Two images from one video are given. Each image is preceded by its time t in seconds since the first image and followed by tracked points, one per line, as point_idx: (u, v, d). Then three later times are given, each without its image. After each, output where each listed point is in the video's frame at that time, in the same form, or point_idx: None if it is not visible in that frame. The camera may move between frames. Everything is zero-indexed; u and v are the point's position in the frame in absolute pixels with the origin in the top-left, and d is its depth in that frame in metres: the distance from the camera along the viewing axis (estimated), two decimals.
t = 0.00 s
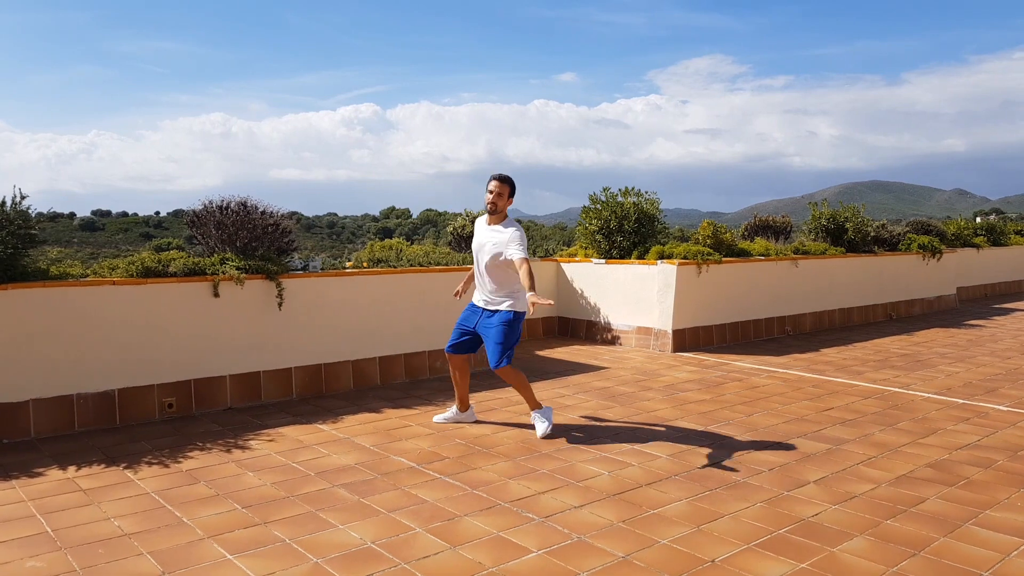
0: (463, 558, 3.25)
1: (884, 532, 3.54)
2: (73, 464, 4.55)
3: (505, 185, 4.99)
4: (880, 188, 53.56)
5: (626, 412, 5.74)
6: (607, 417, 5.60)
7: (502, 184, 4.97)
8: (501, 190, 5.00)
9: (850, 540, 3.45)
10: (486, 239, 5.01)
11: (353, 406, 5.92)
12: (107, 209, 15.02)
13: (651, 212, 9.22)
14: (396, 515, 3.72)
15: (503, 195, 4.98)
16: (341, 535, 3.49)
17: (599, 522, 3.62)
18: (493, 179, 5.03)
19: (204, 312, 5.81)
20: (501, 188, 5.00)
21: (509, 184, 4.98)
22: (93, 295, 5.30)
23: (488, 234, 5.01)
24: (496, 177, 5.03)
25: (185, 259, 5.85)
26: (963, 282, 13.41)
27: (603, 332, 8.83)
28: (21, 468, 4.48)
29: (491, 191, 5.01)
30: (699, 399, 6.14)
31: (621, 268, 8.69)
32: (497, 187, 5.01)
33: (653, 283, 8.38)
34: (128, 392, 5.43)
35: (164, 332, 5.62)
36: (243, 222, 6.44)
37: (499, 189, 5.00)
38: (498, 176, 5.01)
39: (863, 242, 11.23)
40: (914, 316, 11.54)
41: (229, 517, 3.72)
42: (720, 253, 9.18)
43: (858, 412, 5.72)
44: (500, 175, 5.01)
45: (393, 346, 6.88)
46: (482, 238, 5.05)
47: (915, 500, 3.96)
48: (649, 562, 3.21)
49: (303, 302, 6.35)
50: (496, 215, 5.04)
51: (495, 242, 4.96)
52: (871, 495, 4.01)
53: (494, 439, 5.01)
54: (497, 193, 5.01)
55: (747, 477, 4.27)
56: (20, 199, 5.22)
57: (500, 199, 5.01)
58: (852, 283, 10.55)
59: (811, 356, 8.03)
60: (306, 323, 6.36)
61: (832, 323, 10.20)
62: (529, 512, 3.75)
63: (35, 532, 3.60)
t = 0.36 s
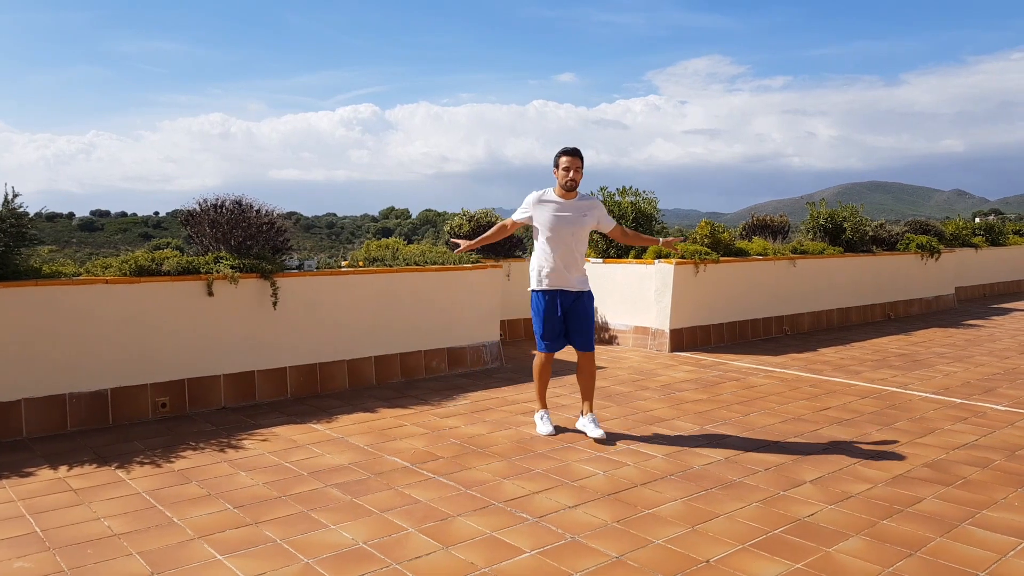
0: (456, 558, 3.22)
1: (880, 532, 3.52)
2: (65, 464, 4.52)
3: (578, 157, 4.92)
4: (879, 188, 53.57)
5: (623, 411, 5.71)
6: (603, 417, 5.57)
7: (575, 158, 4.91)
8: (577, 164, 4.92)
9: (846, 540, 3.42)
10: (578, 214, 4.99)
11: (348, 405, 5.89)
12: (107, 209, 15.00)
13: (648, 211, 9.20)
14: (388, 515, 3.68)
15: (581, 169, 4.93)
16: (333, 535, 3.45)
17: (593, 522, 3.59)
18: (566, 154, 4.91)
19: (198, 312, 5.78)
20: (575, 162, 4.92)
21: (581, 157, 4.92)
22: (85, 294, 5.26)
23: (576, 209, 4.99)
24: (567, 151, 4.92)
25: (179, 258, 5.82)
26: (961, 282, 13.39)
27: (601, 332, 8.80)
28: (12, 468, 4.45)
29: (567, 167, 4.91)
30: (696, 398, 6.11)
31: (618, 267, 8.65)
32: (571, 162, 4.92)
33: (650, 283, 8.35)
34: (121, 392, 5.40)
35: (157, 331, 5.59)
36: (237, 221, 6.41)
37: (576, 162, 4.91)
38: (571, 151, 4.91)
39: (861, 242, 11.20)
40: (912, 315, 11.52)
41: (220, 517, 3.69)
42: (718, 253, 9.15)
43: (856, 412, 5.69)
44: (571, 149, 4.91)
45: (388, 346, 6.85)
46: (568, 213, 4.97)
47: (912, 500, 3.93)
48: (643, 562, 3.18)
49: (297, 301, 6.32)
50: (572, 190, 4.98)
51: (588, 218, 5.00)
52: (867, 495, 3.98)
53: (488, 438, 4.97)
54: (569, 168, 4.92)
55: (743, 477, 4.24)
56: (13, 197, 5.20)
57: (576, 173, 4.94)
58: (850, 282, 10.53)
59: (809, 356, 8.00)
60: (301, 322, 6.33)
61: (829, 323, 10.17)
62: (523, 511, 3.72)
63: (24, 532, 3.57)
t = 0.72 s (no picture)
0: (443, 559, 3.22)
1: (867, 532, 3.52)
2: (55, 465, 4.52)
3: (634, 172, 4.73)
4: (877, 189, 53.61)
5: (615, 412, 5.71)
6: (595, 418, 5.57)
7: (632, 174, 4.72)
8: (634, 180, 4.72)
9: (833, 541, 3.43)
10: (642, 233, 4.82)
11: (340, 406, 5.88)
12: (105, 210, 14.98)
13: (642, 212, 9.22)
14: (377, 516, 3.69)
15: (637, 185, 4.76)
16: (321, 537, 3.45)
17: (581, 523, 3.60)
18: (623, 172, 4.72)
19: (190, 313, 5.77)
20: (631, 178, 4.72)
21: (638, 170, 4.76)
22: (77, 295, 5.26)
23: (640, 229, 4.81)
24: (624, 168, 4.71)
25: (171, 259, 5.82)
26: (957, 282, 13.41)
27: (595, 333, 8.78)
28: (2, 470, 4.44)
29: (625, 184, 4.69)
30: (688, 399, 6.11)
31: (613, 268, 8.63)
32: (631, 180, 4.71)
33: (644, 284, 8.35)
34: (112, 393, 5.39)
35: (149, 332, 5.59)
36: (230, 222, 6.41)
37: (633, 178, 4.71)
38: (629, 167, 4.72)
39: (856, 243, 11.21)
40: (908, 316, 11.52)
41: (209, 518, 3.69)
42: (712, 254, 9.15)
43: (847, 412, 5.70)
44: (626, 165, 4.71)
45: (381, 347, 6.85)
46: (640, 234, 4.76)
47: (901, 500, 3.94)
48: (630, 563, 3.19)
49: (290, 302, 6.31)
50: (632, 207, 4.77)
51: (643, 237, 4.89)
52: (856, 496, 3.99)
53: (480, 439, 4.97)
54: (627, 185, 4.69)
55: (732, 478, 4.24)
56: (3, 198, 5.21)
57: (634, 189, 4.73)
58: (845, 283, 10.53)
59: (803, 357, 8.00)
60: (294, 323, 6.33)
61: (824, 324, 10.18)
62: (512, 513, 3.73)
63: (11, 534, 3.57)
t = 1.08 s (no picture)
0: (425, 559, 3.24)
1: (849, 532, 3.54)
2: (42, 466, 4.52)
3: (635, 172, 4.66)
4: (875, 189, 53.66)
5: (604, 412, 5.73)
6: (584, 418, 5.58)
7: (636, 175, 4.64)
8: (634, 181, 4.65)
9: (814, 541, 3.44)
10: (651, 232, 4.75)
11: (330, 407, 5.89)
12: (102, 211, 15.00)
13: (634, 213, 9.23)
14: (361, 517, 3.70)
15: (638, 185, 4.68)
16: (305, 537, 3.47)
17: (564, 523, 3.61)
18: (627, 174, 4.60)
19: (179, 314, 5.78)
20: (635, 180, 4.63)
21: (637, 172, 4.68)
22: (66, 297, 5.27)
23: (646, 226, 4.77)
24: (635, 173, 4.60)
25: (160, 260, 5.83)
26: (950, 283, 13.43)
27: (587, 333, 8.79)
28: None
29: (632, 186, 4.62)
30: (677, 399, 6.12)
31: (604, 269, 8.60)
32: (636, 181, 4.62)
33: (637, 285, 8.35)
34: (101, 394, 5.39)
35: (139, 334, 5.60)
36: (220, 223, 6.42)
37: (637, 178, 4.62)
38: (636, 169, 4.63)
39: (849, 243, 11.23)
40: (901, 316, 11.54)
41: (193, 519, 3.70)
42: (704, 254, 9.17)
43: (835, 413, 5.71)
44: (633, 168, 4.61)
45: (372, 347, 6.86)
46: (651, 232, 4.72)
47: (884, 500, 3.95)
48: (611, 563, 3.20)
49: (280, 303, 6.32)
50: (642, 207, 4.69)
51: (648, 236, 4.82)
52: (840, 496, 4.01)
53: (468, 440, 4.98)
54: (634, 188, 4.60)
55: (718, 478, 4.25)
56: None
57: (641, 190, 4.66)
58: (838, 283, 10.55)
59: (794, 357, 8.02)
60: (284, 324, 6.34)
61: (817, 325, 10.19)
62: (496, 513, 3.74)
63: None
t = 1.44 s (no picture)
0: (408, 559, 3.25)
1: (831, 532, 3.56)
2: (31, 467, 4.54)
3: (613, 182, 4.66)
4: (872, 190, 53.71)
5: (593, 413, 5.75)
6: (573, 419, 5.60)
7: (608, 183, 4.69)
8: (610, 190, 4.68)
9: (796, 541, 3.46)
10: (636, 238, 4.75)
11: (321, 408, 5.91)
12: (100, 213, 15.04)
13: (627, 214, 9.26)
14: (347, 518, 3.71)
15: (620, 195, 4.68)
16: (289, 538, 3.48)
17: (549, 523, 3.63)
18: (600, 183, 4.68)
19: (170, 316, 5.79)
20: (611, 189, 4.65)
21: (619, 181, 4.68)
22: (57, 299, 5.28)
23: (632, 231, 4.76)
24: (609, 183, 4.60)
25: (151, 262, 5.84)
26: (945, 284, 13.45)
27: (580, 334, 8.81)
28: None
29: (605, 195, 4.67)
30: (667, 400, 6.14)
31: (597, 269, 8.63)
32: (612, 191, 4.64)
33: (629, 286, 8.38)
34: (92, 396, 5.40)
35: (130, 335, 5.61)
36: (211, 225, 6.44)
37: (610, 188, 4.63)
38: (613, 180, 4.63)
39: (842, 244, 11.25)
40: (895, 317, 11.57)
41: (179, 520, 3.72)
42: (697, 256, 9.20)
43: (824, 413, 5.74)
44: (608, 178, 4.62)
45: (363, 348, 6.87)
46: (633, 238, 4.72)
47: (868, 501, 3.97)
48: (593, 563, 3.22)
49: (271, 305, 6.33)
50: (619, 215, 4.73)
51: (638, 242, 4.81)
52: (824, 496, 4.03)
53: (456, 441, 5.00)
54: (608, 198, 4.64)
55: (704, 478, 4.27)
56: None
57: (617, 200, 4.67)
58: (831, 284, 10.57)
59: (786, 358, 8.04)
60: (275, 326, 6.34)
61: (810, 326, 10.21)
62: (481, 513, 3.76)
63: None
